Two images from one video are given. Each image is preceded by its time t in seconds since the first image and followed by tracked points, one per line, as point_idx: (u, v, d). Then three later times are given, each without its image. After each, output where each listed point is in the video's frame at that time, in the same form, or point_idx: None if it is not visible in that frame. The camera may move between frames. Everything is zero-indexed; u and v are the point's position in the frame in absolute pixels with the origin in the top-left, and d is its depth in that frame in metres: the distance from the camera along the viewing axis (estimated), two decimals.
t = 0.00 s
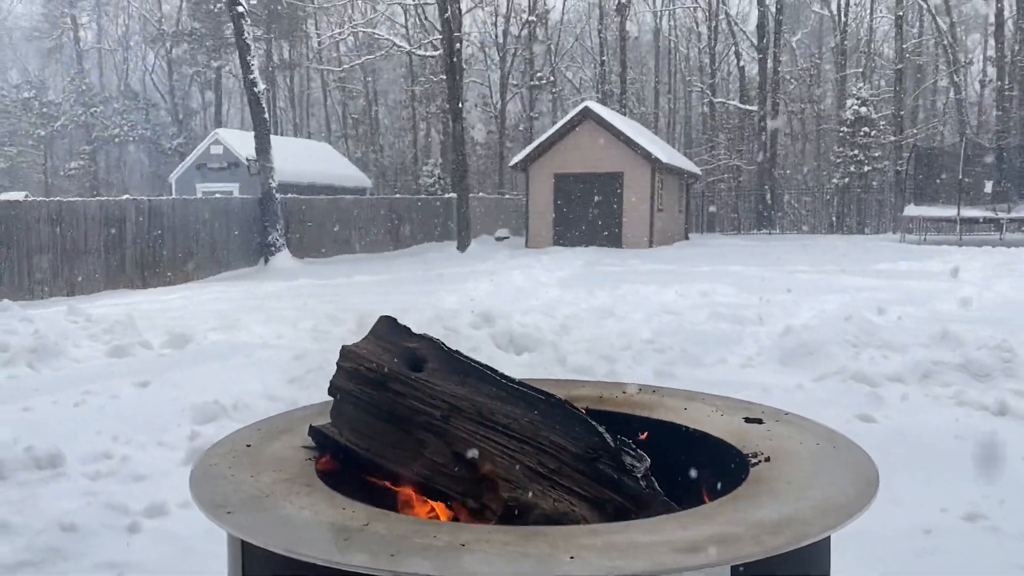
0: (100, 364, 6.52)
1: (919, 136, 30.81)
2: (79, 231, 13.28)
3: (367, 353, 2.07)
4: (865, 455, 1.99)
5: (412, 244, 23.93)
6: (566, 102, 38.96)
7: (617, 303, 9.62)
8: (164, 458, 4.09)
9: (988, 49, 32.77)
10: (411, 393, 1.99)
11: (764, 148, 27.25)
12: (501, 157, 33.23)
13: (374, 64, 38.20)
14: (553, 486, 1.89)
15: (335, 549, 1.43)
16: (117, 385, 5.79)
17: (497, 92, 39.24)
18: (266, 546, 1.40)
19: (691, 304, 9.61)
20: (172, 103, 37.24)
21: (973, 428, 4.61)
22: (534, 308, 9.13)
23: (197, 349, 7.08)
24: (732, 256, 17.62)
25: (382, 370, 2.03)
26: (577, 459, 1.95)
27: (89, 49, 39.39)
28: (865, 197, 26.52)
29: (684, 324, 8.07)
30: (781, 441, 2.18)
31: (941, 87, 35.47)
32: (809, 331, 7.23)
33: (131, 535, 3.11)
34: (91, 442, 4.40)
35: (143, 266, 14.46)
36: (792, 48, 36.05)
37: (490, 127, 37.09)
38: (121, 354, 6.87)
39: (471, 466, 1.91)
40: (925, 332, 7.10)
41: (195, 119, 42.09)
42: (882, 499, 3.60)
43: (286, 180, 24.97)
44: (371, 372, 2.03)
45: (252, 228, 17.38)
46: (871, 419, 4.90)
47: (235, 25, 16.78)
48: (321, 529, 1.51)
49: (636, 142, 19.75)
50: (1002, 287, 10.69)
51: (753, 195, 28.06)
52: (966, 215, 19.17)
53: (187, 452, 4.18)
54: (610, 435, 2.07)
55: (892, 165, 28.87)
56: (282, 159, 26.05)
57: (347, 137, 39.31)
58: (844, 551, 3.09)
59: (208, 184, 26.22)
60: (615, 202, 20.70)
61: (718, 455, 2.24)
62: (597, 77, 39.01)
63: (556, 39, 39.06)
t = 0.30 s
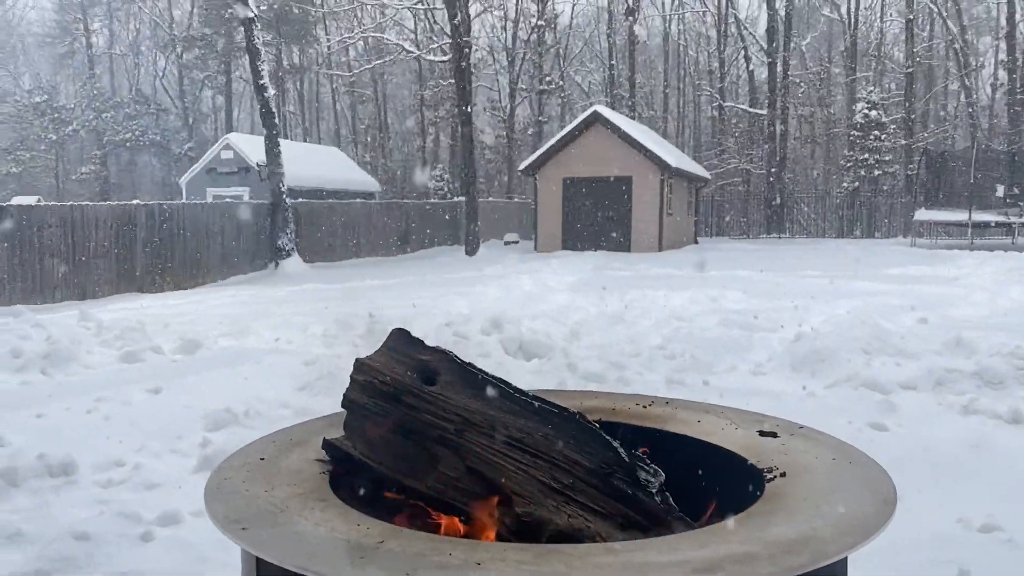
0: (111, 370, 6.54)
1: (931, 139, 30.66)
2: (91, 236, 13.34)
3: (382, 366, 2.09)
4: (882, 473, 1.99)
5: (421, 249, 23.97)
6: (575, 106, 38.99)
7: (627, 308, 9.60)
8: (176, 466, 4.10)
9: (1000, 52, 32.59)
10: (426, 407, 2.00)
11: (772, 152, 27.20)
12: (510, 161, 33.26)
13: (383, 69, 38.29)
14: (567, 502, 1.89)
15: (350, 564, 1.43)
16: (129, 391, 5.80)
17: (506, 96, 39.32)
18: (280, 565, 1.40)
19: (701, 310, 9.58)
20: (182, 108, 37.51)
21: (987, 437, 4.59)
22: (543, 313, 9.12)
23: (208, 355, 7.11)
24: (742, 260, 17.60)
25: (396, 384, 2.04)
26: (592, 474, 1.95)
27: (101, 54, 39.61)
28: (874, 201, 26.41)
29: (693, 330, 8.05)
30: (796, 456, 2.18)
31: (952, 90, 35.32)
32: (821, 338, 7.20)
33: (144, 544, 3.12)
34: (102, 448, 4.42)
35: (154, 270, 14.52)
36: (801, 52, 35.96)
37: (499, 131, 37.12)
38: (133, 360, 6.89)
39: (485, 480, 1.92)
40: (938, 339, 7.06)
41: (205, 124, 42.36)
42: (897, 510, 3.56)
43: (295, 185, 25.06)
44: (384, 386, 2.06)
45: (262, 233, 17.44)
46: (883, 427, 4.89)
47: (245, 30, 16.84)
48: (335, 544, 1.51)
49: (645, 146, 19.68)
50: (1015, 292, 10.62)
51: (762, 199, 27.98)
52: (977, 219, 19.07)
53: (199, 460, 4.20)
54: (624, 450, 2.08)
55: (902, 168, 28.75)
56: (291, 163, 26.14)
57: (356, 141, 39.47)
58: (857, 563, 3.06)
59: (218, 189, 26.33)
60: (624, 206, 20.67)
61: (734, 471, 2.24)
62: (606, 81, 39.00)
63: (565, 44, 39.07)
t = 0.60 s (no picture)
0: (123, 377, 6.57)
1: (941, 143, 30.55)
2: (103, 240, 13.42)
3: (396, 381, 2.16)
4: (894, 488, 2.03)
5: (430, 253, 24.02)
6: (584, 110, 39.07)
7: (636, 314, 9.59)
8: (186, 475, 4.11)
9: (1012, 55, 32.46)
10: (443, 421, 2.06)
11: (782, 155, 27.17)
12: (519, 165, 33.32)
13: (393, 73, 38.43)
14: (583, 518, 1.90)
15: None
16: (141, 398, 5.83)
17: (515, 100, 39.43)
18: None
19: (712, 315, 9.56)
20: (194, 112, 37.80)
21: (1002, 447, 4.56)
22: (553, 319, 9.12)
23: (219, 361, 7.14)
24: (752, 265, 17.52)
25: (410, 398, 2.10)
26: (608, 490, 1.96)
27: (113, 60, 39.94)
28: (885, 205, 26.29)
29: (704, 336, 8.04)
30: (812, 472, 2.22)
31: (963, 93, 35.16)
32: (834, 345, 7.18)
33: (157, 553, 3.13)
34: (114, 456, 4.43)
35: (165, 274, 14.60)
36: (811, 55, 35.93)
37: (508, 135, 37.20)
38: (144, 366, 6.91)
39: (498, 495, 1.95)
40: (951, 347, 7.03)
41: (216, 128, 42.68)
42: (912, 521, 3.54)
43: (305, 189, 25.16)
44: (398, 401, 2.10)
45: (272, 237, 17.51)
46: (897, 436, 4.88)
47: (255, 34, 16.92)
48: (351, 561, 1.53)
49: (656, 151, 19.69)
50: None
51: (772, 202, 27.91)
52: (989, 224, 18.98)
53: (211, 468, 4.21)
54: (639, 466, 2.09)
55: (913, 173, 28.65)
56: (302, 167, 26.24)
57: (366, 145, 39.66)
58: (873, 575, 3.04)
59: (228, 193, 26.46)
60: (634, 211, 20.67)
61: (750, 485, 2.27)
62: (615, 84, 39.01)
63: (574, 48, 39.11)
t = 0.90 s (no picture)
0: (135, 383, 6.60)
1: (952, 147, 30.41)
2: (114, 245, 13.49)
3: (412, 396, 2.27)
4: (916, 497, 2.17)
5: (440, 257, 24.07)
6: (593, 114, 39.11)
7: (646, 319, 9.57)
8: (199, 482, 4.12)
9: None
10: (458, 436, 2.14)
11: (792, 159, 27.13)
12: (528, 169, 33.35)
13: (403, 77, 38.55)
14: (600, 537, 1.91)
15: None
16: (154, 404, 5.86)
17: (525, 104, 39.50)
18: None
19: (722, 321, 9.55)
20: (205, 117, 38.07)
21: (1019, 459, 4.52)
22: (563, 324, 9.10)
23: (231, 367, 7.17)
24: (762, 269, 17.45)
25: (426, 414, 2.21)
26: (626, 509, 1.95)
27: (125, 65, 40.23)
28: (896, 209, 26.16)
29: (714, 343, 8.03)
30: (833, 489, 2.30)
31: (976, 96, 34.94)
32: (846, 352, 7.14)
33: (170, 563, 3.13)
34: (124, 464, 4.45)
35: (176, 278, 14.66)
36: (821, 58, 35.85)
37: (517, 139, 37.26)
38: (157, 372, 6.94)
39: (513, 511, 2.00)
40: (965, 354, 6.98)
41: (227, 133, 42.99)
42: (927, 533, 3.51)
43: (316, 194, 25.26)
44: (414, 418, 2.22)
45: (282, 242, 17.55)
46: (910, 445, 4.88)
47: (266, 39, 17.00)
48: None
49: (665, 154, 19.68)
50: None
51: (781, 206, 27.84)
52: (1002, 228, 18.89)
53: (224, 475, 4.22)
54: (659, 484, 2.11)
55: (924, 177, 28.53)
56: (312, 172, 26.35)
57: (376, 150, 39.83)
58: None
59: (240, 198, 26.60)
60: (644, 215, 20.62)
61: (762, 499, 2.36)
62: (624, 88, 39.06)
63: (584, 52, 39.16)
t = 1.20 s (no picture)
0: (148, 389, 6.62)
1: (965, 150, 30.23)
2: (127, 248, 13.54)
3: (429, 413, 2.42)
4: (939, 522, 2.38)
5: (449, 261, 24.11)
6: (603, 118, 39.10)
7: (657, 325, 9.54)
8: (213, 491, 4.13)
9: None
10: (472, 452, 2.26)
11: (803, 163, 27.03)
12: (537, 173, 33.36)
13: (413, 81, 38.64)
14: (617, 555, 1.97)
15: None
16: (166, 411, 5.88)
17: (535, 107, 39.52)
18: None
19: (734, 326, 9.51)
20: (216, 122, 38.26)
21: None
22: (574, 330, 9.10)
23: (243, 373, 7.20)
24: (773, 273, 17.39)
25: (442, 431, 2.35)
26: (642, 529, 2.00)
27: (137, 69, 40.51)
28: (908, 213, 25.99)
29: (725, 349, 8.02)
30: (847, 506, 2.50)
31: (988, 100, 34.75)
32: (859, 360, 7.11)
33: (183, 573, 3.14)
34: (138, 471, 4.48)
35: (187, 282, 14.72)
36: (832, 62, 35.75)
37: (526, 143, 37.27)
38: (169, 378, 6.95)
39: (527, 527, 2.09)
40: (979, 362, 6.93)
41: (238, 138, 43.21)
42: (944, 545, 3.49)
43: (326, 198, 25.35)
44: (430, 433, 2.37)
45: (292, 246, 17.61)
46: (925, 455, 4.86)
47: (277, 44, 17.08)
48: None
49: (674, 158, 19.64)
50: None
51: (792, 210, 27.73)
52: (1014, 233, 18.76)
53: (237, 484, 4.24)
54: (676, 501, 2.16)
55: (937, 180, 28.37)
56: (323, 176, 26.44)
57: (386, 154, 39.93)
58: None
59: (250, 202, 26.73)
60: (653, 218, 20.59)
61: (774, 512, 2.53)
62: (634, 92, 39.05)
63: (594, 56, 39.15)
